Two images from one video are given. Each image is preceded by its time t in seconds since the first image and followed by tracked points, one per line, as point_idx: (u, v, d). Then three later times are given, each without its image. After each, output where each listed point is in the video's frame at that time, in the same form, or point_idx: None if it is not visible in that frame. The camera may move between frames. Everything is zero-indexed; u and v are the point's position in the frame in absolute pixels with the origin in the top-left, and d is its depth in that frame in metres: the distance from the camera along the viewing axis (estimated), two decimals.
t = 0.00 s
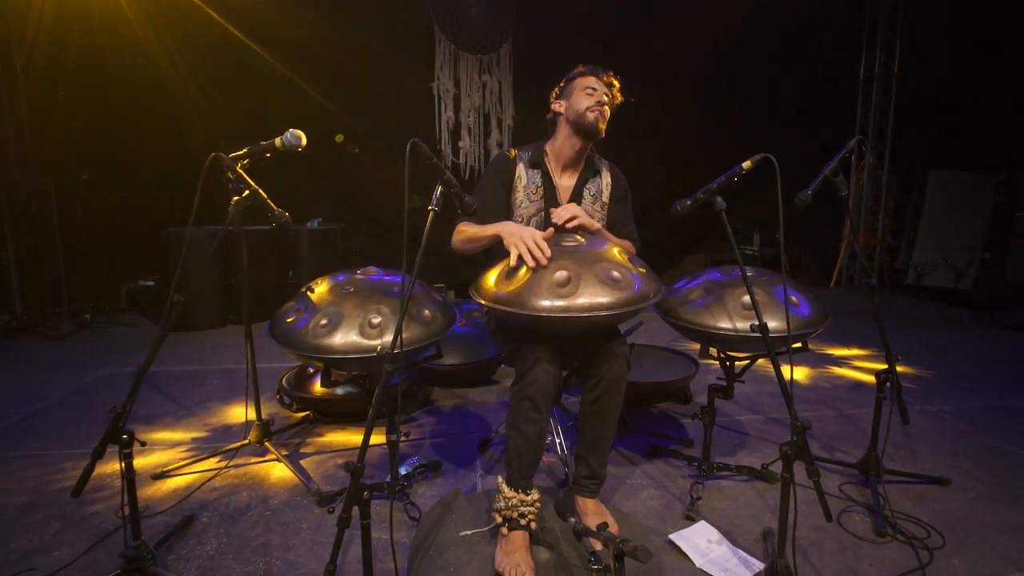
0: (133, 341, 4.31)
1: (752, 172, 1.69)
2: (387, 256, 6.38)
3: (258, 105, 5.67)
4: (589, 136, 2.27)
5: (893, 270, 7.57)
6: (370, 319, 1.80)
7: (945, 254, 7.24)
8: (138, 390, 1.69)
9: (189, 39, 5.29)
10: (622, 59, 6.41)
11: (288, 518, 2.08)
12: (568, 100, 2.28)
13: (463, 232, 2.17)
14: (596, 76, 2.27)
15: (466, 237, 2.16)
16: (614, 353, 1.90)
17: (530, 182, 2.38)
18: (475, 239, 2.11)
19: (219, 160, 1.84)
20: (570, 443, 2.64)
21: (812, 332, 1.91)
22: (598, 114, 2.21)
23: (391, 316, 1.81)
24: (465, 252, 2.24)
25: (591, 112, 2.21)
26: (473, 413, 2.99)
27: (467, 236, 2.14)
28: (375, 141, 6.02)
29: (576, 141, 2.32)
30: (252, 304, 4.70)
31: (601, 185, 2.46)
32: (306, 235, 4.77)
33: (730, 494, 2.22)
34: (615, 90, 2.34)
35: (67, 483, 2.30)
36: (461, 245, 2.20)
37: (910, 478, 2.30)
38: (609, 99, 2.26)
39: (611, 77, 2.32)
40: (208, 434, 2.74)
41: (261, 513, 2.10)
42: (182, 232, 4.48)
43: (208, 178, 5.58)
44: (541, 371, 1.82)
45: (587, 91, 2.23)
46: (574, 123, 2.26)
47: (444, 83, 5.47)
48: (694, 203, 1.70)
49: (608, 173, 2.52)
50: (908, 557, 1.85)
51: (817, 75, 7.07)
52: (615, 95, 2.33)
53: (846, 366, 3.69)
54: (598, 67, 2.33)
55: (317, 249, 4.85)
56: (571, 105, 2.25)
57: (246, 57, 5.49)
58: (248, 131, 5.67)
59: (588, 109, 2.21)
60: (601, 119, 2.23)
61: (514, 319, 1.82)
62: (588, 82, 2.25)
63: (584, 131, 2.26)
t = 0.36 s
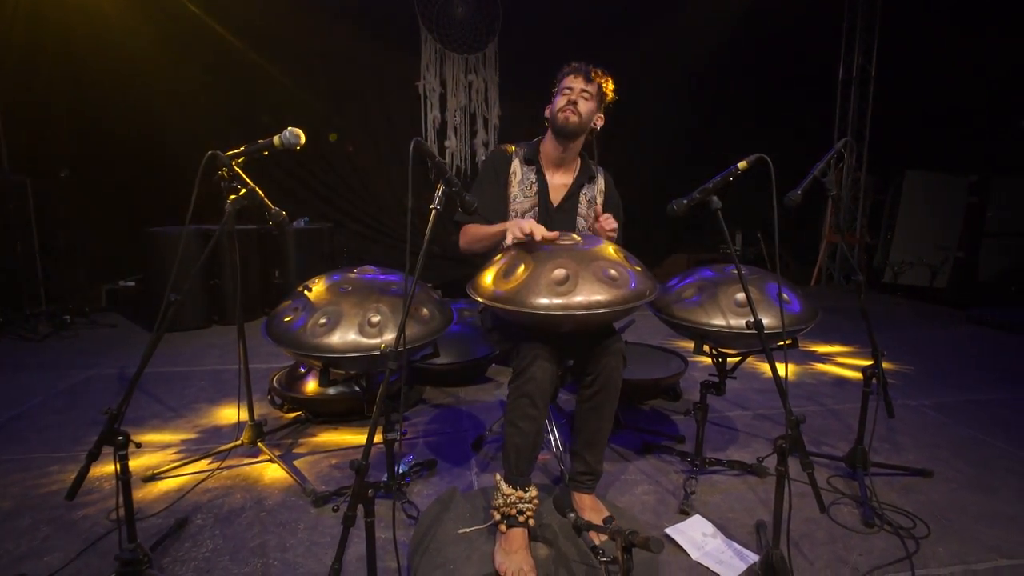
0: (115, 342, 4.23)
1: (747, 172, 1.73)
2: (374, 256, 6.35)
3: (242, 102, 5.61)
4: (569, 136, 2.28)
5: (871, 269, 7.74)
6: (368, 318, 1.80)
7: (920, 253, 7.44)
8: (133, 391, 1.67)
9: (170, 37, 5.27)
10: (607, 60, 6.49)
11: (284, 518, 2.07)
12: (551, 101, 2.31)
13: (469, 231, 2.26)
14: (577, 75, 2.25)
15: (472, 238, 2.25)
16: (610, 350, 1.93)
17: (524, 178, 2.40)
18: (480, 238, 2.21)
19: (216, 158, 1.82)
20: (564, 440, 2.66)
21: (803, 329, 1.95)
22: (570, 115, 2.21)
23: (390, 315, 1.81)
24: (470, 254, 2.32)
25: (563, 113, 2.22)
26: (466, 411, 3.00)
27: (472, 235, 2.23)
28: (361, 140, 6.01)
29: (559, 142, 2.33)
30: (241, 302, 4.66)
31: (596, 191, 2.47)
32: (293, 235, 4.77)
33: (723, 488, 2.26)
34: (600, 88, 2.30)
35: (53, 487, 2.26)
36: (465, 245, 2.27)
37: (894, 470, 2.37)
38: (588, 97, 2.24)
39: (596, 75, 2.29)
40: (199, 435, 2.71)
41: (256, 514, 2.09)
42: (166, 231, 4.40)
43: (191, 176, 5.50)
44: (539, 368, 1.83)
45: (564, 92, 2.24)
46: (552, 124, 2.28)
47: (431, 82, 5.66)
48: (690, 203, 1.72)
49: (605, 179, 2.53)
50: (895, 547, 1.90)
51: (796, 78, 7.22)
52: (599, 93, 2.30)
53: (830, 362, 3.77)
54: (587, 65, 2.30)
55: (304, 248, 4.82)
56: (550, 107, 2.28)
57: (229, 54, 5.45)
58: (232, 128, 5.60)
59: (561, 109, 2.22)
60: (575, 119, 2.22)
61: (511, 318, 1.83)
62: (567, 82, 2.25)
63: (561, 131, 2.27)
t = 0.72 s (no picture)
0: (98, 344, 4.15)
1: (743, 170, 1.75)
2: (362, 255, 6.32)
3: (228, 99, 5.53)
4: (569, 137, 2.30)
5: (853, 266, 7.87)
6: (367, 316, 1.79)
7: (901, 250, 7.59)
8: (128, 392, 1.65)
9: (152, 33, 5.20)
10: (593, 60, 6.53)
11: (281, 519, 2.05)
12: (550, 101, 2.30)
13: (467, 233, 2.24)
14: (577, 75, 2.26)
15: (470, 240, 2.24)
16: (608, 346, 1.94)
17: (519, 177, 2.41)
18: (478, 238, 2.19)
19: (211, 155, 1.80)
20: (560, 437, 2.67)
21: (795, 324, 1.99)
22: (576, 118, 2.23)
23: (389, 313, 1.81)
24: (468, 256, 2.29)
25: (569, 116, 2.23)
26: (459, 410, 3.00)
27: (470, 236, 2.22)
28: (349, 138, 5.97)
29: (558, 142, 2.34)
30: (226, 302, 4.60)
31: (591, 189, 2.52)
32: (281, 234, 4.74)
33: (717, 483, 2.30)
34: (599, 88, 2.33)
35: (42, 490, 2.22)
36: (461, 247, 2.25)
37: (882, 463, 2.42)
38: (590, 100, 2.27)
39: (594, 76, 2.31)
40: (190, 437, 2.68)
41: (252, 515, 2.07)
42: (151, 231, 4.33)
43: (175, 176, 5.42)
44: (538, 365, 1.85)
45: (566, 93, 2.24)
46: (554, 126, 2.29)
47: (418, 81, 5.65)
48: (687, 200, 1.73)
49: (597, 176, 2.58)
50: (886, 537, 1.94)
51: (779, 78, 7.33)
52: (598, 93, 2.32)
53: (817, 358, 3.84)
54: (583, 65, 2.32)
55: (293, 247, 4.78)
56: (552, 108, 2.27)
57: (214, 52, 5.39)
58: (218, 126, 5.53)
59: (566, 112, 2.23)
60: (578, 121, 2.25)
61: (510, 315, 1.84)
62: (569, 83, 2.26)
63: (563, 132, 2.29)
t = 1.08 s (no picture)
0: (87, 345, 4.09)
1: (747, 168, 1.75)
2: (355, 255, 6.28)
3: (218, 97, 5.47)
4: (570, 136, 2.30)
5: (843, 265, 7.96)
6: (370, 315, 1.78)
7: (889, 249, 7.68)
8: (126, 394, 1.61)
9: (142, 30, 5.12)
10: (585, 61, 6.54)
11: (281, 521, 2.03)
12: (552, 100, 2.29)
13: (472, 231, 2.25)
14: (580, 75, 2.26)
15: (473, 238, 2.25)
16: (611, 345, 1.94)
17: (519, 175, 2.39)
18: (481, 237, 2.20)
19: (211, 152, 1.78)
20: (561, 436, 2.67)
21: (796, 323, 2.00)
22: (580, 118, 2.24)
23: (391, 312, 1.79)
24: (474, 255, 2.31)
25: (572, 116, 2.24)
26: (458, 410, 2.98)
27: (475, 235, 2.22)
28: (341, 137, 5.93)
29: (558, 140, 2.34)
30: (218, 303, 4.56)
31: (589, 187, 2.51)
32: (273, 233, 4.70)
33: (717, 480, 2.30)
34: (599, 88, 2.34)
35: (34, 495, 2.17)
36: (467, 248, 2.27)
37: (879, 459, 2.45)
38: (592, 99, 2.27)
39: (595, 76, 2.32)
40: (185, 439, 2.64)
41: (251, 517, 2.05)
42: (141, 230, 4.27)
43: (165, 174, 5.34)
44: (541, 364, 1.84)
45: (570, 93, 2.24)
46: (556, 125, 2.29)
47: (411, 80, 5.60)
48: (692, 198, 1.73)
49: (595, 174, 2.57)
50: (886, 532, 1.96)
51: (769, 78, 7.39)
52: (599, 93, 2.33)
53: (810, 356, 3.87)
54: (584, 65, 2.32)
55: (286, 247, 4.74)
56: (554, 107, 2.27)
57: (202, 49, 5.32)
58: (208, 124, 5.47)
59: (569, 111, 2.23)
60: (581, 121, 2.25)
61: (513, 314, 1.83)
62: (569, 82, 2.26)
63: (565, 131, 2.29)
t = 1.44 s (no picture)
0: (72, 345, 4.01)
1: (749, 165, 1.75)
2: (345, 254, 6.24)
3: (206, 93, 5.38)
4: (563, 133, 2.28)
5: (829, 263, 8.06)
6: (372, 313, 1.75)
7: (874, 247, 7.79)
8: (122, 394, 1.57)
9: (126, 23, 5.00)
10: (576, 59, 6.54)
11: (280, 522, 2.00)
12: (545, 97, 2.30)
13: (468, 229, 2.25)
14: (573, 71, 2.25)
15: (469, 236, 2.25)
16: (614, 342, 1.94)
17: (518, 173, 2.40)
18: (475, 235, 2.20)
19: (209, 148, 1.75)
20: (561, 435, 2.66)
21: (796, 319, 2.00)
22: (569, 114, 2.22)
23: (393, 310, 1.77)
24: (469, 253, 2.32)
25: (560, 112, 2.22)
26: (454, 409, 2.97)
27: (469, 234, 2.23)
28: (330, 134, 5.88)
29: (552, 138, 2.33)
30: (207, 302, 4.50)
31: (588, 185, 2.51)
32: (263, 232, 4.64)
33: (717, 477, 2.32)
34: (594, 84, 2.32)
35: (23, 499, 2.12)
36: (465, 245, 2.28)
37: (874, 454, 2.47)
38: (583, 95, 2.25)
39: (590, 71, 2.30)
40: (178, 440, 2.59)
41: (250, 519, 2.02)
42: (127, 228, 4.18)
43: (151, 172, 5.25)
44: (546, 361, 1.83)
45: (559, 89, 2.23)
46: (547, 122, 2.28)
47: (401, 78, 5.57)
48: (694, 195, 1.73)
49: (595, 174, 2.58)
50: (884, 526, 1.98)
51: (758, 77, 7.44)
52: (593, 89, 2.32)
53: (802, 352, 3.91)
54: (580, 61, 2.31)
55: (276, 246, 4.69)
56: (546, 104, 2.27)
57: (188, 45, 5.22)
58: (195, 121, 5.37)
59: (558, 107, 2.22)
60: (571, 116, 2.23)
61: (516, 311, 1.82)
62: (562, 79, 2.25)
63: (556, 127, 2.27)
